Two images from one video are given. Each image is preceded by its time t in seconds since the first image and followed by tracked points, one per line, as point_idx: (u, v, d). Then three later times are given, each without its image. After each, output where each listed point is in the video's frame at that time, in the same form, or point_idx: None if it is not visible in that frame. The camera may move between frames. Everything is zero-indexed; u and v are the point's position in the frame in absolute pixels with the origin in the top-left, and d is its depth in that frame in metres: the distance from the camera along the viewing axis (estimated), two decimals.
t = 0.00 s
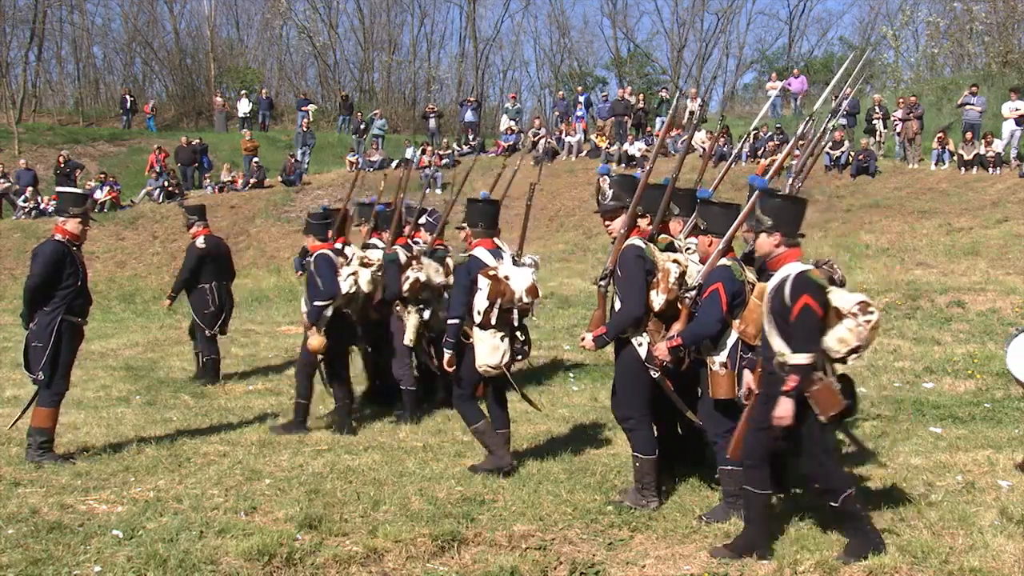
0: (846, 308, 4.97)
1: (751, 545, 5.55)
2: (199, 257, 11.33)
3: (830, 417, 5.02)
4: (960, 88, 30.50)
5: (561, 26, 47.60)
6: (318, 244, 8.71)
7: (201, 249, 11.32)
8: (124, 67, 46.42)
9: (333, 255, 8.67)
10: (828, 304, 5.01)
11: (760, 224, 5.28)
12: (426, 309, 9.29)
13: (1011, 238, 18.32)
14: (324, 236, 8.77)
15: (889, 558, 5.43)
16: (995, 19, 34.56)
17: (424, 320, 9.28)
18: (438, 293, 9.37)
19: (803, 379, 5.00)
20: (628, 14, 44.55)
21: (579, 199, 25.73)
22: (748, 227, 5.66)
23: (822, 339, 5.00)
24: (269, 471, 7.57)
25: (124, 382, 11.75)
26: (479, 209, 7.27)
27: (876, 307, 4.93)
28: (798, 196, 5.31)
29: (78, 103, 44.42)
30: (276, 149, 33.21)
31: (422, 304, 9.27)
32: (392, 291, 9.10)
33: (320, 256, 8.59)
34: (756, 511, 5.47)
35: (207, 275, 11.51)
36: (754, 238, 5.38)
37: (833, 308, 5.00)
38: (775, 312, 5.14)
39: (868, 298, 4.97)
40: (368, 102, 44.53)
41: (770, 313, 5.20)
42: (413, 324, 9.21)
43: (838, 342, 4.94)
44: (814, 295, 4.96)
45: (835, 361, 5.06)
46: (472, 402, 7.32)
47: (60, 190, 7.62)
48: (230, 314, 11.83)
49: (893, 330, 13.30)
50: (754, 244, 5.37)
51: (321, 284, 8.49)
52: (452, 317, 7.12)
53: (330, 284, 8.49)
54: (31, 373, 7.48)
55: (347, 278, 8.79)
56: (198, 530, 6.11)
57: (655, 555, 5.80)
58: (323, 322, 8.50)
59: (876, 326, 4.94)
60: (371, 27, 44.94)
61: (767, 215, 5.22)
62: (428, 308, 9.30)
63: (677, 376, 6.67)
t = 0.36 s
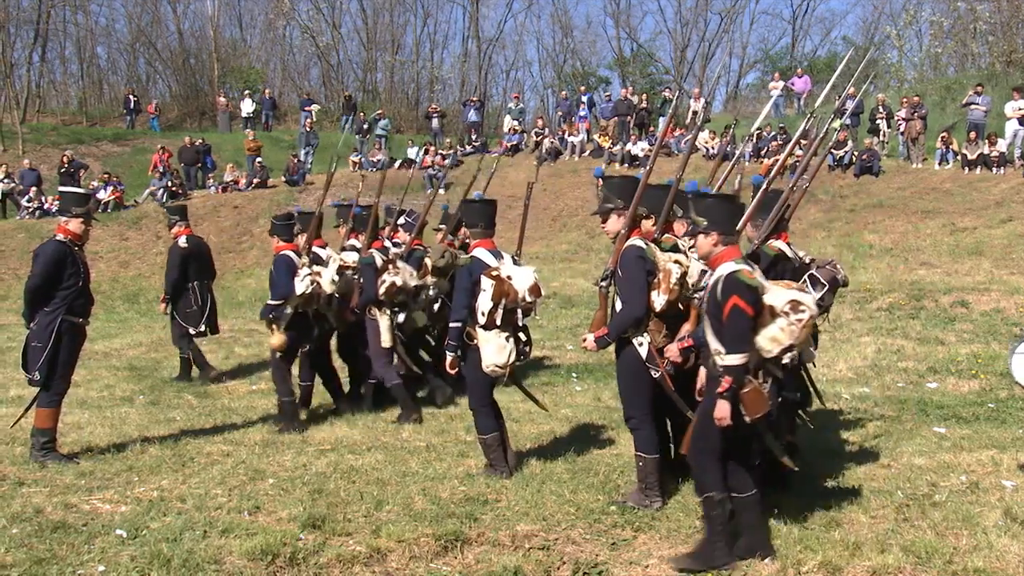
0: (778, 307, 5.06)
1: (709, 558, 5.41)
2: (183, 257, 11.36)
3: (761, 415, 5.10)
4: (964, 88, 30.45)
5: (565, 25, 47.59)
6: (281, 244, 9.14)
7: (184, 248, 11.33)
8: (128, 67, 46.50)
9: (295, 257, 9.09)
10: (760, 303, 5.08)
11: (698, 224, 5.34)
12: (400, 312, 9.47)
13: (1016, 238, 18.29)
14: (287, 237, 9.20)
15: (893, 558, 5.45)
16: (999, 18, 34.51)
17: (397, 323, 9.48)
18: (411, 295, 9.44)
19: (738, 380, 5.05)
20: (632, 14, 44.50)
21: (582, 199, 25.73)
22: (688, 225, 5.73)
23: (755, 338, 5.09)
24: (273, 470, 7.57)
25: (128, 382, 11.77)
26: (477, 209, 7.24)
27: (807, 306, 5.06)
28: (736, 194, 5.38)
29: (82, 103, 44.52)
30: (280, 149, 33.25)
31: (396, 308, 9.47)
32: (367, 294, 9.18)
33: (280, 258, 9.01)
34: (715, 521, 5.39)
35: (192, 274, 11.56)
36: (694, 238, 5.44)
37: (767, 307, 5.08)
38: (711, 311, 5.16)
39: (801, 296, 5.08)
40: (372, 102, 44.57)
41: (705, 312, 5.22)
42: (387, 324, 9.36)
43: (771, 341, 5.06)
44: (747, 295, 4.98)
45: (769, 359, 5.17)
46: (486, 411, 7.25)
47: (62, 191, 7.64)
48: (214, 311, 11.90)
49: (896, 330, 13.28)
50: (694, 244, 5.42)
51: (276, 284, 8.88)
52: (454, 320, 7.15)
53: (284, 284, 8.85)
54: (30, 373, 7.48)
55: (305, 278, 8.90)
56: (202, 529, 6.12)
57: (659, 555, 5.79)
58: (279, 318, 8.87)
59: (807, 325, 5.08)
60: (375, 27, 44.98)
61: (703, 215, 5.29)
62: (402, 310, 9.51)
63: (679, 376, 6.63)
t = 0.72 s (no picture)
0: (716, 309, 5.07)
1: (690, 563, 5.39)
2: (168, 256, 11.37)
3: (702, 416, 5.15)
4: (971, 87, 30.33)
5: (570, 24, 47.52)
6: (257, 245, 9.08)
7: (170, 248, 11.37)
8: (135, 67, 46.62)
9: (272, 256, 9.03)
10: (700, 306, 5.12)
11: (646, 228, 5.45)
12: (382, 306, 9.76)
13: None
14: (263, 238, 9.14)
15: (900, 559, 5.45)
16: (1006, 17, 34.37)
17: (380, 318, 9.78)
18: (392, 292, 9.82)
19: (676, 381, 5.15)
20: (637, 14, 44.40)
21: (587, 199, 25.72)
22: (641, 232, 5.87)
23: (695, 340, 5.13)
24: (278, 470, 7.58)
25: (133, 382, 11.79)
26: (484, 207, 7.26)
27: (744, 308, 5.04)
28: (683, 198, 5.44)
29: (89, 103, 44.66)
30: (286, 149, 33.29)
31: (379, 302, 9.76)
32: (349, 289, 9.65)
33: (258, 259, 8.94)
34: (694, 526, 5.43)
35: (179, 274, 11.59)
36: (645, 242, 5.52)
37: (706, 309, 5.10)
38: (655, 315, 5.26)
39: (739, 299, 5.06)
40: (377, 102, 44.61)
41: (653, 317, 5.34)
42: (371, 321, 9.71)
43: (710, 344, 5.07)
44: (681, 298, 5.07)
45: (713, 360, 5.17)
46: (493, 408, 7.22)
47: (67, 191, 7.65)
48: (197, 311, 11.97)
49: (903, 330, 13.25)
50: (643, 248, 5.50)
51: (255, 283, 8.83)
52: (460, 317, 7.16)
53: (263, 282, 8.83)
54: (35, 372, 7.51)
55: (284, 279, 8.91)
56: (208, 529, 6.13)
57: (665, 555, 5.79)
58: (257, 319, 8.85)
59: (746, 328, 5.05)
60: (380, 27, 45.00)
61: (646, 221, 5.41)
62: (384, 305, 9.77)
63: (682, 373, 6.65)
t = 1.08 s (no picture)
0: (672, 309, 5.29)
1: (629, 550, 5.60)
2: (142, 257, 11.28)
3: (649, 412, 5.34)
4: (980, 86, 30.22)
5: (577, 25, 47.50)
6: (222, 249, 9.22)
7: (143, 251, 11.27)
8: (144, 68, 46.76)
9: (238, 262, 9.16)
10: (658, 304, 5.33)
11: (611, 227, 5.71)
12: (354, 313, 9.83)
13: None
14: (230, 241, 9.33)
15: (909, 560, 5.43)
16: (1017, 16, 34.24)
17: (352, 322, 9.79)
18: (366, 295, 9.97)
19: (630, 376, 5.35)
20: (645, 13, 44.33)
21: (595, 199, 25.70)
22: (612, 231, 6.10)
23: (651, 337, 5.34)
24: (287, 470, 7.59)
25: (141, 382, 11.82)
26: (493, 208, 7.25)
27: (699, 308, 5.23)
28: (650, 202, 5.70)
29: (98, 104, 44.84)
30: (293, 149, 33.36)
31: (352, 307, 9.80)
32: (323, 293, 9.62)
33: (223, 264, 9.07)
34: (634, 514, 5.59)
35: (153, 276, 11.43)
36: (610, 241, 5.76)
37: (662, 308, 5.33)
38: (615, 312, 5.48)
39: (695, 300, 5.26)
40: (385, 102, 44.64)
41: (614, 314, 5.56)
42: (342, 325, 9.65)
43: (666, 341, 5.28)
44: (638, 296, 5.27)
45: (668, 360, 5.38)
46: (481, 397, 7.47)
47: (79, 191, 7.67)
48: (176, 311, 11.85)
49: (912, 330, 13.21)
50: (608, 246, 5.75)
51: (216, 292, 8.99)
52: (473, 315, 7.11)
53: (224, 293, 8.98)
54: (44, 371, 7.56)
55: (246, 286, 9.07)
56: (217, 528, 6.15)
57: (673, 555, 5.78)
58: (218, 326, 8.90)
59: (701, 328, 5.23)
60: (388, 27, 45.06)
61: (614, 218, 5.62)
62: (358, 310, 9.87)
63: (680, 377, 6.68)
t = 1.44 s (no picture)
0: (646, 309, 5.39)
1: (575, 533, 5.90)
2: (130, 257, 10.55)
3: (624, 411, 5.44)
4: (995, 85, 30.04)
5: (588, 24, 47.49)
6: (209, 247, 9.20)
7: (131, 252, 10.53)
8: (157, 69, 47.01)
9: (221, 260, 9.12)
10: (632, 303, 5.43)
11: (586, 228, 5.79)
12: (343, 308, 9.62)
13: None
14: (218, 240, 9.32)
15: (923, 561, 5.41)
16: None
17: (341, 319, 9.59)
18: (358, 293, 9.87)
19: (607, 376, 5.43)
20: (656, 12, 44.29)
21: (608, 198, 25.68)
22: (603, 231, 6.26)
23: (627, 336, 5.43)
24: (300, 469, 7.62)
25: (153, 381, 11.87)
26: (486, 213, 7.30)
27: (672, 308, 5.30)
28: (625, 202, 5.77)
29: (112, 105, 45.14)
30: (305, 149, 33.46)
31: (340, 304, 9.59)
32: (308, 291, 9.51)
33: (206, 262, 9.02)
34: (584, 502, 5.84)
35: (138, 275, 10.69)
36: (587, 240, 5.82)
37: (636, 308, 5.43)
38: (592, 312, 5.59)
39: (669, 299, 5.34)
40: (396, 102, 44.71)
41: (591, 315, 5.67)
42: (332, 321, 9.48)
43: (640, 340, 5.36)
44: (613, 295, 5.39)
45: (643, 357, 5.48)
46: (478, 406, 7.47)
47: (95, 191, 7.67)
48: (168, 313, 11.15)
49: (926, 330, 13.15)
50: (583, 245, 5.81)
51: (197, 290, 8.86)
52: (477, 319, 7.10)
53: (204, 292, 8.84)
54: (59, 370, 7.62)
55: (231, 282, 8.92)
56: (230, 527, 6.17)
57: (686, 555, 5.77)
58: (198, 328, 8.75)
59: (674, 327, 5.30)
60: (399, 27, 45.12)
61: (589, 217, 5.70)
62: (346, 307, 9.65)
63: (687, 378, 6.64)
